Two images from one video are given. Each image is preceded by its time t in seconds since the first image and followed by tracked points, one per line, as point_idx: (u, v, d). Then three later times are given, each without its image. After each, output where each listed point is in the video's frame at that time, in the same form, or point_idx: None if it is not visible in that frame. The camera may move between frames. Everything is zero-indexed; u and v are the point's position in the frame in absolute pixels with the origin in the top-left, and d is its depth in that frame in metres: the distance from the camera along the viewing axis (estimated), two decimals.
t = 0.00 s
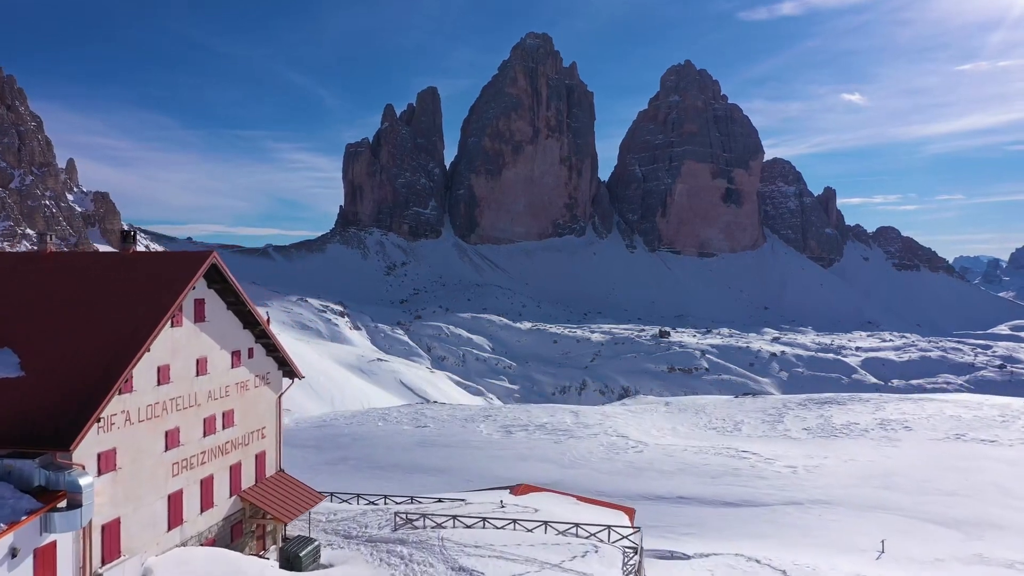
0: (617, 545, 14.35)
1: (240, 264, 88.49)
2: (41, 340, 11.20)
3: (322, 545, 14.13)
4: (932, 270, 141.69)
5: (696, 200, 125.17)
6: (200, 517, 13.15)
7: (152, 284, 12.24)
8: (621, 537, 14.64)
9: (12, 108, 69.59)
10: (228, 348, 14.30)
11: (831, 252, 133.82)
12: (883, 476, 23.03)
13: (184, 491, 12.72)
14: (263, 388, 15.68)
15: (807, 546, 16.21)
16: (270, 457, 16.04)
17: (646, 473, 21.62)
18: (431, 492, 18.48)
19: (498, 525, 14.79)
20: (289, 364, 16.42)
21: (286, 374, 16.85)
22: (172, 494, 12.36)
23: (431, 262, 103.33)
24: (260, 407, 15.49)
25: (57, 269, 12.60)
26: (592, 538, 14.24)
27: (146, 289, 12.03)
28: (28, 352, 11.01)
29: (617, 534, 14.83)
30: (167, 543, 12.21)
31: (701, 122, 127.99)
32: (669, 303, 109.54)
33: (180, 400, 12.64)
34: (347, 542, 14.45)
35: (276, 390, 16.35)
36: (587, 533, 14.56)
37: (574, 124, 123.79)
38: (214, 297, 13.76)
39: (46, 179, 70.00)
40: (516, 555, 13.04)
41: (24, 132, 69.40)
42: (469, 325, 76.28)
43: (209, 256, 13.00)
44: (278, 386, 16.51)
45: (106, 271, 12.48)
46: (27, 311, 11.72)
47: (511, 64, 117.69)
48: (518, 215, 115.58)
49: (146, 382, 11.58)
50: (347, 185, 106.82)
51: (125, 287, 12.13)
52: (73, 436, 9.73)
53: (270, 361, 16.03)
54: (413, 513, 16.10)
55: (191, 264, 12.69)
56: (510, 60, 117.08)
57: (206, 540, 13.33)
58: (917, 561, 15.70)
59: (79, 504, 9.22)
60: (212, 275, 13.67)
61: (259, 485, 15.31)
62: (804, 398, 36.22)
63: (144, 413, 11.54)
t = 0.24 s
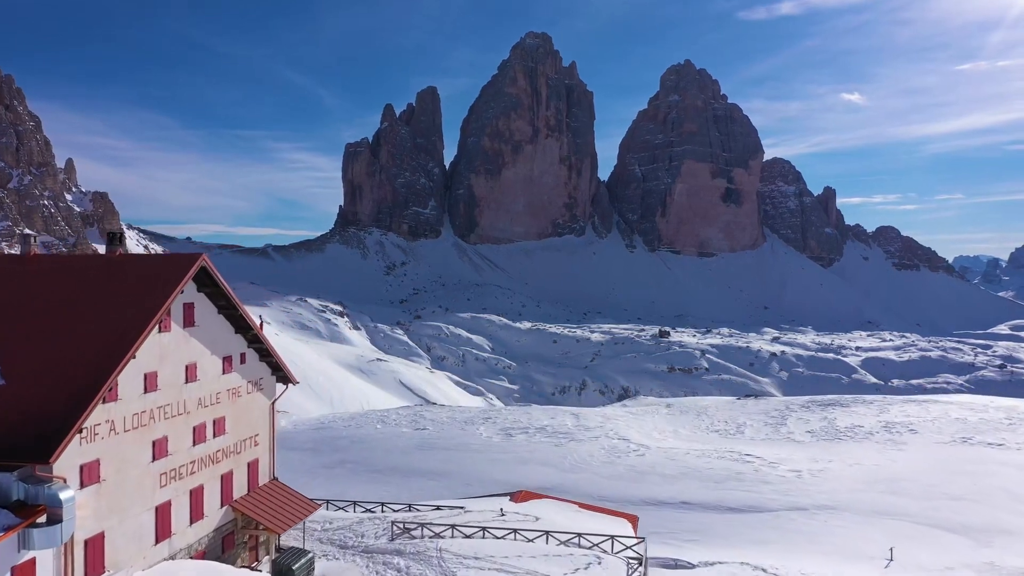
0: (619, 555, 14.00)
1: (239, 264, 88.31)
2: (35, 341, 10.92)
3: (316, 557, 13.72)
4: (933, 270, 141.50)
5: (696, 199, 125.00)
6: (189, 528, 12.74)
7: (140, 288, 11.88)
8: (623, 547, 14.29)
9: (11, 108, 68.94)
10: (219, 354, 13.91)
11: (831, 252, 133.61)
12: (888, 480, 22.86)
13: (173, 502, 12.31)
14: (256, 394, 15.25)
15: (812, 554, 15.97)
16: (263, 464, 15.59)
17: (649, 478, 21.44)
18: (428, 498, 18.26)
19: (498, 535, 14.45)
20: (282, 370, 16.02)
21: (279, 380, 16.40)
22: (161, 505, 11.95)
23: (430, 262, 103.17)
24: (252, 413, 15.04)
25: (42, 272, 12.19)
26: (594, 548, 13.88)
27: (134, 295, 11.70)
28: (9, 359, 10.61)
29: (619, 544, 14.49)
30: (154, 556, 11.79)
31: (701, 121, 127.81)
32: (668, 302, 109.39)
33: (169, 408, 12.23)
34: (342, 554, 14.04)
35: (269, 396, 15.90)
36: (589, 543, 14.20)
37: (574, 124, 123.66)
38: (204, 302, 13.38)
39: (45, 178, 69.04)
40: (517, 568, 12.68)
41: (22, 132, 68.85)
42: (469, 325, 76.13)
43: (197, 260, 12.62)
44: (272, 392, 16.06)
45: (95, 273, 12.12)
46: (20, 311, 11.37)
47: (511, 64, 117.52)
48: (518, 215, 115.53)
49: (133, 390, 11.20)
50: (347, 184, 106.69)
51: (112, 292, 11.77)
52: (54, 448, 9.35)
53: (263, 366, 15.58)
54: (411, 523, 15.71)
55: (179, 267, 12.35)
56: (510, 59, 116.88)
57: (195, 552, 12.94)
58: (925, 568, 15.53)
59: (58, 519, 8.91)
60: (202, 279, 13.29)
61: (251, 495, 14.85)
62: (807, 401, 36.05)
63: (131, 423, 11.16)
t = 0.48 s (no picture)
0: (623, 569, 13.52)
1: (239, 264, 88.10)
2: (33, 341, 10.14)
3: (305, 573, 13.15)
4: (932, 270, 141.37)
5: (696, 199, 124.84)
6: (176, 543, 11.86)
7: (125, 289, 11.05)
8: (627, 560, 13.81)
9: (8, 106, 62.18)
10: (208, 360, 12.98)
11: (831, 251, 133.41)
12: (897, 486, 22.52)
13: (158, 517, 11.43)
14: (247, 401, 14.27)
15: (820, 562, 15.55)
16: (256, 474, 14.69)
17: (651, 483, 21.17)
18: (425, 505, 17.90)
19: (498, 547, 13.92)
20: (276, 377, 15.03)
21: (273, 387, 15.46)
22: (145, 519, 11.08)
23: (430, 262, 102.93)
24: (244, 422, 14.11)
25: (23, 275, 11.39)
26: (597, 562, 13.33)
27: (117, 299, 10.88)
28: None
29: (623, 557, 14.02)
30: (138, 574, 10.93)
31: (701, 121, 127.62)
32: (668, 302, 109.24)
33: (154, 417, 11.35)
34: (335, 568, 13.41)
35: (262, 403, 14.97)
36: (591, 556, 13.72)
37: (573, 124, 123.42)
38: (192, 306, 12.50)
39: (42, 178, 62.64)
40: None
41: (18, 131, 61.93)
42: (468, 325, 75.93)
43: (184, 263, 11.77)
44: (264, 399, 15.12)
45: (81, 276, 11.32)
46: (20, 311, 10.68)
47: (510, 64, 117.37)
48: (517, 215, 115.37)
49: (113, 398, 10.36)
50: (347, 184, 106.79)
51: (95, 295, 10.96)
52: (28, 463, 8.65)
53: (255, 373, 14.65)
54: (408, 533, 15.15)
55: (165, 270, 11.47)
56: (509, 59, 116.70)
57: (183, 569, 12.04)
58: None
59: (31, 538, 8.27)
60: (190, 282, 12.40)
61: (242, 506, 13.92)
62: (812, 404, 35.85)
63: (112, 433, 10.31)
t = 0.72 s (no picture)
0: None
1: (239, 264, 87.94)
2: (32, 341, 9.73)
3: None
4: (932, 269, 141.23)
5: (695, 198, 124.68)
6: (161, 559, 11.25)
7: (110, 292, 10.51)
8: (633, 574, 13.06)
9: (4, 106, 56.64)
10: (195, 367, 12.41)
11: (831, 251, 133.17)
12: (905, 490, 21.73)
13: (143, 532, 10.83)
14: (236, 410, 13.70)
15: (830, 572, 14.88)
16: (245, 484, 14.07)
17: (655, 488, 20.70)
18: (421, 512, 17.42)
19: (501, 560, 13.04)
20: (266, 384, 14.49)
21: (264, 394, 14.87)
22: (128, 536, 10.48)
23: (430, 262, 102.71)
24: (233, 430, 13.51)
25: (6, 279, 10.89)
26: None
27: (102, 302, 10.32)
28: None
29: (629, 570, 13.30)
30: None
31: (700, 120, 127.42)
32: (667, 302, 109.13)
33: (137, 428, 10.74)
34: None
35: (252, 411, 14.37)
36: (595, 569, 12.98)
37: (573, 123, 123.19)
38: (178, 311, 11.90)
39: (40, 178, 57.32)
40: None
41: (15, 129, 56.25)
42: (468, 325, 75.75)
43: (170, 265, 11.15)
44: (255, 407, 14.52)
45: (66, 280, 10.79)
46: (20, 313, 10.22)
47: (510, 64, 117.20)
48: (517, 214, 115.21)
49: (93, 408, 9.74)
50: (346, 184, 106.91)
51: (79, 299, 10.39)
52: None
53: (245, 379, 14.06)
54: (405, 546, 14.27)
55: (151, 274, 10.88)
56: (509, 59, 116.54)
57: None
58: None
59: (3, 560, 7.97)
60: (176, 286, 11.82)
61: (230, 519, 13.32)
62: (815, 406, 35.28)
63: (92, 444, 9.70)
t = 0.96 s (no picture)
0: None
1: (239, 264, 87.80)
2: (34, 341, 9.37)
3: None
4: (932, 269, 141.14)
5: (695, 198, 124.58)
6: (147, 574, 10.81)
7: (95, 294, 10.01)
8: None
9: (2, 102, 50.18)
10: (184, 374, 11.97)
11: (831, 251, 132.98)
12: (911, 497, 20.59)
13: (127, 546, 10.41)
14: (227, 417, 13.25)
15: None
16: (236, 493, 13.61)
17: (658, 494, 19.96)
18: (420, 519, 16.55)
19: None
20: (258, 391, 14.00)
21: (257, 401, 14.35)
22: (112, 550, 10.07)
23: (430, 262, 102.52)
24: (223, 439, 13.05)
25: None
26: None
27: (84, 305, 9.84)
28: None
29: None
30: None
31: (700, 120, 127.21)
32: (667, 301, 109.15)
33: (122, 438, 10.31)
34: None
35: (244, 418, 13.88)
36: None
37: (573, 123, 122.93)
38: (166, 315, 11.43)
39: (40, 179, 50.55)
40: None
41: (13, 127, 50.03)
42: (468, 325, 75.53)
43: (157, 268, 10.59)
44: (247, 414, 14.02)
45: (50, 282, 10.27)
46: (18, 313, 9.81)
47: (510, 63, 116.91)
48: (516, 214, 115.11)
49: (74, 419, 9.37)
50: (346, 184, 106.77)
51: (63, 302, 9.92)
52: None
53: (236, 386, 13.57)
54: (403, 558, 12.72)
55: (135, 278, 10.30)
56: (508, 58, 116.27)
57: None
58: None
59: None
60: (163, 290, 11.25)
61: (220, 530, 12.88)
62: (818, 407, 33.95)
63: (74, 460, 9.36)
